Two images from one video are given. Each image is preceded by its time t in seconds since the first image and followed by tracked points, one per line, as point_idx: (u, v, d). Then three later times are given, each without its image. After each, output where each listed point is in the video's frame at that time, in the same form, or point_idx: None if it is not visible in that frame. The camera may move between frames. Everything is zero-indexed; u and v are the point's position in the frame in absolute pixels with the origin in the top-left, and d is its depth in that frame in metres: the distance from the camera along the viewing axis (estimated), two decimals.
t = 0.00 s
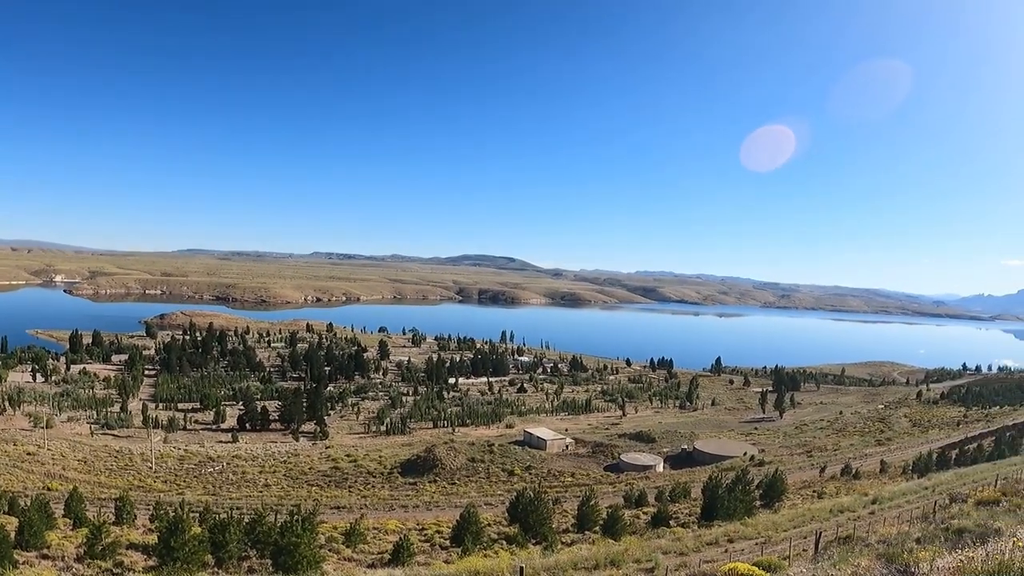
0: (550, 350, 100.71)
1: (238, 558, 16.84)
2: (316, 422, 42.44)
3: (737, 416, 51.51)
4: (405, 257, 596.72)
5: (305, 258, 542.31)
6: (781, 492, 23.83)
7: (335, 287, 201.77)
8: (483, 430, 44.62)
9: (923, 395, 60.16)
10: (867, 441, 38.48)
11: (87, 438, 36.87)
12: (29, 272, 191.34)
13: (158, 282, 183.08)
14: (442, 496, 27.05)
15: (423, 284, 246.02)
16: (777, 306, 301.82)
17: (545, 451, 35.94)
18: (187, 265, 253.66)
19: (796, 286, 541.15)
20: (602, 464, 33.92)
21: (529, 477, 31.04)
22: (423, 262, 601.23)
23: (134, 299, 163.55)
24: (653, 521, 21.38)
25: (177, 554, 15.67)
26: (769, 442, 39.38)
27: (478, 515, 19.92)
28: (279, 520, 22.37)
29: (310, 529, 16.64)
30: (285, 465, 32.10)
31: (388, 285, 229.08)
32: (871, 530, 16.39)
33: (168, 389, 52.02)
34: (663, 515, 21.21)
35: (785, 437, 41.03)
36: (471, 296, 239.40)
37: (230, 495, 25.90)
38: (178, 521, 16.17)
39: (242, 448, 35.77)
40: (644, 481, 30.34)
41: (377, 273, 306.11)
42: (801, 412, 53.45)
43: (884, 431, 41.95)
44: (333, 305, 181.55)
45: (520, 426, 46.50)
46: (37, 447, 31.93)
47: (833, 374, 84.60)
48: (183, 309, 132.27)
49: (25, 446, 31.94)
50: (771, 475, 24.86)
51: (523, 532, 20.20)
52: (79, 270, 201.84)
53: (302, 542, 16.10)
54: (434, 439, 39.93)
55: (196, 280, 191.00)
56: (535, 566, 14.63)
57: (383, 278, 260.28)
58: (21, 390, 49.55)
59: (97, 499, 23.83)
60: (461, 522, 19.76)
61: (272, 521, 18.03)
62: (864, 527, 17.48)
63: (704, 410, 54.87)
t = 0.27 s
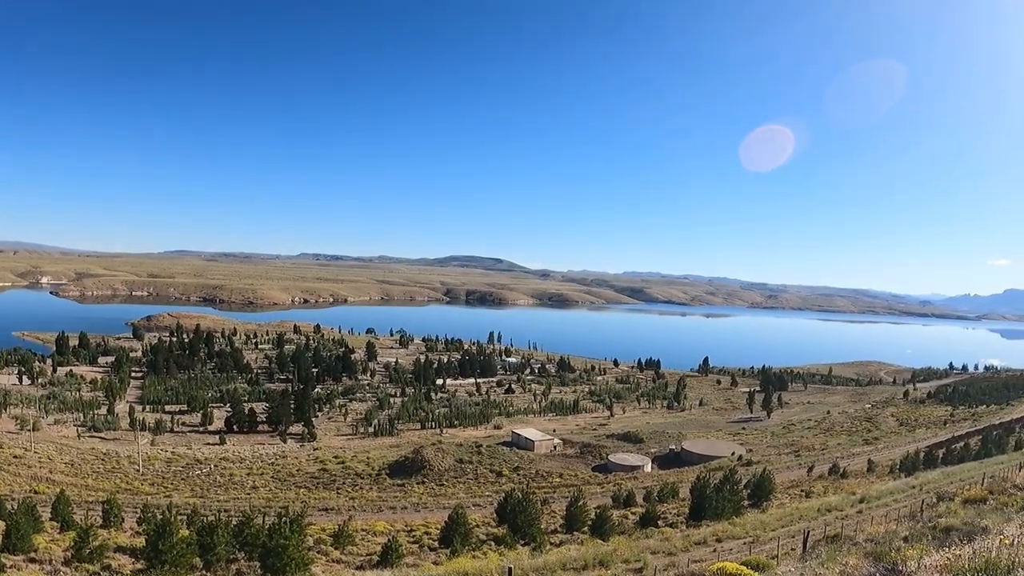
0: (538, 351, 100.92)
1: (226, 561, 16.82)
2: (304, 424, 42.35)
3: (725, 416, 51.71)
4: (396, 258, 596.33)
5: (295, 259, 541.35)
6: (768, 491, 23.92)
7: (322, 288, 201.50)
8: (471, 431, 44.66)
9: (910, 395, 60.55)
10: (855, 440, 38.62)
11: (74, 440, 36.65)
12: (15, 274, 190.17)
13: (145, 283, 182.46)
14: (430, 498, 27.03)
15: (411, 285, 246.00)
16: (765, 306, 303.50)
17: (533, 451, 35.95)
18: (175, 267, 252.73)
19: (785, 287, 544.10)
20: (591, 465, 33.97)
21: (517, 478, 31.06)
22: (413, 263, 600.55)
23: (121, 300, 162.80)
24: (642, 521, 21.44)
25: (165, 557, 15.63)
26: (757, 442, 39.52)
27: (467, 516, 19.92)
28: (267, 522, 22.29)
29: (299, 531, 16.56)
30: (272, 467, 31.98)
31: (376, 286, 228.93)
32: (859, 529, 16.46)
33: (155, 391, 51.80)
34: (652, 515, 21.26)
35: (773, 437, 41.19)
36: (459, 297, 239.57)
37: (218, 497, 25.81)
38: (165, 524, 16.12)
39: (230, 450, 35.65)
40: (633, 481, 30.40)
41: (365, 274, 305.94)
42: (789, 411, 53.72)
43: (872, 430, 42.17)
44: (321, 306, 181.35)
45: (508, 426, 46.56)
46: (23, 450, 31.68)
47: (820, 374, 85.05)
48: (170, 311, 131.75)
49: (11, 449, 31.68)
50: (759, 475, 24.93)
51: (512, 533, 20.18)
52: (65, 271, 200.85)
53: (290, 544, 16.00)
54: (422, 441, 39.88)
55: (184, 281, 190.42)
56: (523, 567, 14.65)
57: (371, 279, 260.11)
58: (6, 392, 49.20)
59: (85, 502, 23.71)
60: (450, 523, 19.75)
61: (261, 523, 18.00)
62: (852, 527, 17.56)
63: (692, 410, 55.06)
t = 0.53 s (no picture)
0: (535, 351, 100.84)
1: (224, 563, 16.84)
2: (300, 425, 42.29)
3: (721, 413, 51.79)
4: (391, 259, 596.53)
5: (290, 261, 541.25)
6: (765, 488, 23.96)
7: (317, 290, 201.27)
8: (468, 431, 44.67)
9: (906, 391, 60.71)
10: (852, 437, 38.68)
11: (69, 445, 36.55)
12: (9, 278, 189.73)
13: (140, 286, 182.07)
14: (428, 498, 27.03)
15: (407, 286, 245.95)
16: (761, 304, 304.23)
17: (530, 451, 35.92)
18: (170, 269, 252.29)
19: (778, 285, 545.05)
20: (588, 464, 33.97)
21: (515, 478, 31.07)
22: (410, 264, 600.22)
23: (116, 304, 162.42)
24: (639, 519, 21.47)
25: (162, 560, 15.61)
26: (753, 440, 39.57)
27: (464, 516, 19.92)
28: (264, 525, 22.30)
29: (297, 532, 16.55)
30: (269, 469, 31.95)
31: (371, 287, 228.78)
32: (856, 525, 16.51)
33: (151, 394, 51.65)
34: (649, 514, 21.29)
35: (770, 434, 41.25)
36: (454, 297, 239.52)
37: (215, 500, 25.77)
38: (163, 527, 16.10)
39: (227, 452, 35.59)
40: (630, 480, 30.40)
41: (361, 275, 305.75)
42: (785, 409, 53.83)
43: (868, 427, 42.25)
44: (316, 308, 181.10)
45: (505, 427, 46.55)
46: (19, 454, 31.59)
47: (816, 371, 85.14)
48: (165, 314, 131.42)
49: (7, 453, 31.60)
50: (756, 472, 24.97)
51: (509, 533, 20.21)
52: (60, 275, 200.34)
53: (288, 546, 15.99)
54: (419, 441, 39.83)
55: (179, 284, 189.98)
56: (521, 566, 14.67)
57: (366, 280, 259.91)
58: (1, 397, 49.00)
59: (82, 506, 23.67)
60: (447, 523, 19.75)
61: (258, 526, 17.99)
62: (848, 523, 17.59)
63: (688, 409, 55.10)
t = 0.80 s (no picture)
0: (541, 353, 100.81)
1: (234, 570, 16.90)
2: (308, 431, 42.32)
3: (728, 412, 51.74)
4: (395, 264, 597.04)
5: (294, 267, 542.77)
6: (774, 487, 23.93)
7: (323, 296, 201.41)
8: (475, 435, 44.73)
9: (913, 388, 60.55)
10: (860, 434, 38.58)
11: (77, 453, 36.64)
12: (15, 288, 190.32)
13: (146, 295, 182.50)
14: (435, 502, 27.02)
15: (413, 290, 246.25)
16: (765, 302, 303.87)
17: (538, 453, 35.91)
18: (174, 277, 253.10)
19: (782, 284, 544.47)
20: (596, 465, 33.96)
21: (523, 480, 31.05)
22: (413, 267, 601.06)
23: (122, 312, 162.89)
24: (648, 520, 21.47)
25: (171, 567, 15.64)
26: (761, 438, 39.52)
27: (473, 520, 19.92)
28: (273, 530, 22.34)
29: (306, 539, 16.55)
30: (276, 475, 31.98)
31: (377, 292, 229.14)
32: (865, 522, 16.48)
33: (158, 402, 51.70)
34: (658, 514, 21.26)
35: (777, 432, 41.19)
36: (460, 300, 239.60)
37: (223, 507, 25.81)
38: (171, 535, 16.19)
39: (234, 459, 35.60)
40: (638, 481, 30.38)
41: (366, 279, 305.99)
42: (792, 407, 53.81)
43: (876, 424, 42.16)
44: (322, 314, 181.32)
45: (512, 429, 46.56)
46: (28, 464, 31.76)
47: (823, 368, 84.95)
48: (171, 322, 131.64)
49: (16, 463, 31.77)
50: (764, 471, 24.92)
51: (518, 535, 20.23)
52: (65, 284, 201.00)
53: (298, 552, 16.01)
54: (427, 446, 39.84)
55: (184, 292, 190.33)
56: (531, 569, 14.70)
57: (372, 285, 260.37)
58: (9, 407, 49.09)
59: (91, 515, 23.73)
60: (455, 527, 19.74)
61: (267, 532, 18.02)
62: (858, 520, 17.54)
63: (695, 408, 55.09)
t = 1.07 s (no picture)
0: (550, 358, 100.83)
1: None
2: (319, 438, 42.42)
3: (739, 416, 51.69)
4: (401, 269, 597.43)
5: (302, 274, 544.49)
6: (785, 490, 23.88)
7: (333, 302, 201.87)
8: (485, 440, 44.78)
9: (924, 389, 60.35)
10: (870, 436, 38.46)
11: (88, 461, 36.80)
12: (27, 297, 191.54)
13: (156, 302, 183.22)
14: (447, 508, 27.03)
15: (423, 296, 246.76)
16: (774, 305, 303.13)
17: (549, 458, 35.89)
18: (184, 285, 254.45)
19: (789, 286, 542.43)
20: (607, 470, 33.93)
21: (534, 486, 31.02)
22: (419, 273, 601.97)
23: (132, 320, 163.69)
24: (659, 524, 21.42)
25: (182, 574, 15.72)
26: (771, 441, 39.44)
27: (484, 525, 19.91)
28: (285, 537, 22.40)
29: (317, 544, 16.62)
30: (287, 482, 32.03)
31: (387, 298, 229.64)
32: (877, 525, 16.43)
33: (169, 409, 51.85)
34: (669, 518, 21.22)
35: (787, 435, 41.12)
36: (470, 306, 239.72)
37: (234, 514, 25.87)
38: (183, 541, 16.31)
39: (245, 466, 35.69)
40: (649, 485, 30.34)
41: (375, 286, 306.65)
42: (802, 409, 53.73)
43: (887, 426, 42.01)
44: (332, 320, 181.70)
45: (523, 435, 46.59)
46: (39, 472, 31.97)
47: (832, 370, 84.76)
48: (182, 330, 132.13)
49: (28, 471, 31.99)
50: (775, 475, 24.87)
51: (529, 540, 20.24)
52: (76, 293, 202.22)
53: (308, 558, 16.10)
54: (438, 451, 39.87)
55: (194, 300, 191.03)
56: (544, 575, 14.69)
57: (381, 291, 261.03)
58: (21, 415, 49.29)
59: (102, 522, 23.82)
60: (466, 532, 19.73)
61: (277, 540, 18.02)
62: (871, 523, 17.46)
63: (706, 412, 55.09)
